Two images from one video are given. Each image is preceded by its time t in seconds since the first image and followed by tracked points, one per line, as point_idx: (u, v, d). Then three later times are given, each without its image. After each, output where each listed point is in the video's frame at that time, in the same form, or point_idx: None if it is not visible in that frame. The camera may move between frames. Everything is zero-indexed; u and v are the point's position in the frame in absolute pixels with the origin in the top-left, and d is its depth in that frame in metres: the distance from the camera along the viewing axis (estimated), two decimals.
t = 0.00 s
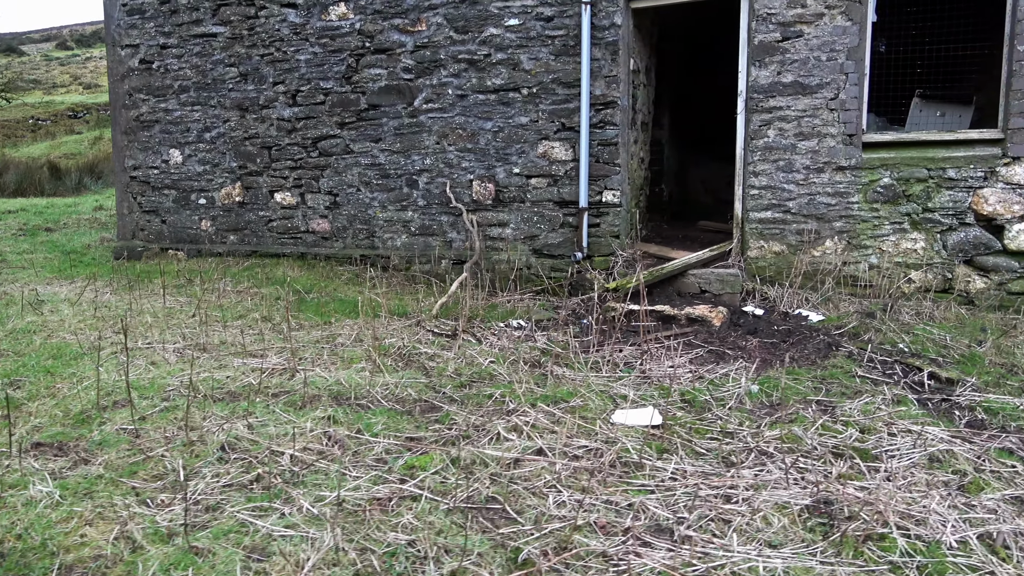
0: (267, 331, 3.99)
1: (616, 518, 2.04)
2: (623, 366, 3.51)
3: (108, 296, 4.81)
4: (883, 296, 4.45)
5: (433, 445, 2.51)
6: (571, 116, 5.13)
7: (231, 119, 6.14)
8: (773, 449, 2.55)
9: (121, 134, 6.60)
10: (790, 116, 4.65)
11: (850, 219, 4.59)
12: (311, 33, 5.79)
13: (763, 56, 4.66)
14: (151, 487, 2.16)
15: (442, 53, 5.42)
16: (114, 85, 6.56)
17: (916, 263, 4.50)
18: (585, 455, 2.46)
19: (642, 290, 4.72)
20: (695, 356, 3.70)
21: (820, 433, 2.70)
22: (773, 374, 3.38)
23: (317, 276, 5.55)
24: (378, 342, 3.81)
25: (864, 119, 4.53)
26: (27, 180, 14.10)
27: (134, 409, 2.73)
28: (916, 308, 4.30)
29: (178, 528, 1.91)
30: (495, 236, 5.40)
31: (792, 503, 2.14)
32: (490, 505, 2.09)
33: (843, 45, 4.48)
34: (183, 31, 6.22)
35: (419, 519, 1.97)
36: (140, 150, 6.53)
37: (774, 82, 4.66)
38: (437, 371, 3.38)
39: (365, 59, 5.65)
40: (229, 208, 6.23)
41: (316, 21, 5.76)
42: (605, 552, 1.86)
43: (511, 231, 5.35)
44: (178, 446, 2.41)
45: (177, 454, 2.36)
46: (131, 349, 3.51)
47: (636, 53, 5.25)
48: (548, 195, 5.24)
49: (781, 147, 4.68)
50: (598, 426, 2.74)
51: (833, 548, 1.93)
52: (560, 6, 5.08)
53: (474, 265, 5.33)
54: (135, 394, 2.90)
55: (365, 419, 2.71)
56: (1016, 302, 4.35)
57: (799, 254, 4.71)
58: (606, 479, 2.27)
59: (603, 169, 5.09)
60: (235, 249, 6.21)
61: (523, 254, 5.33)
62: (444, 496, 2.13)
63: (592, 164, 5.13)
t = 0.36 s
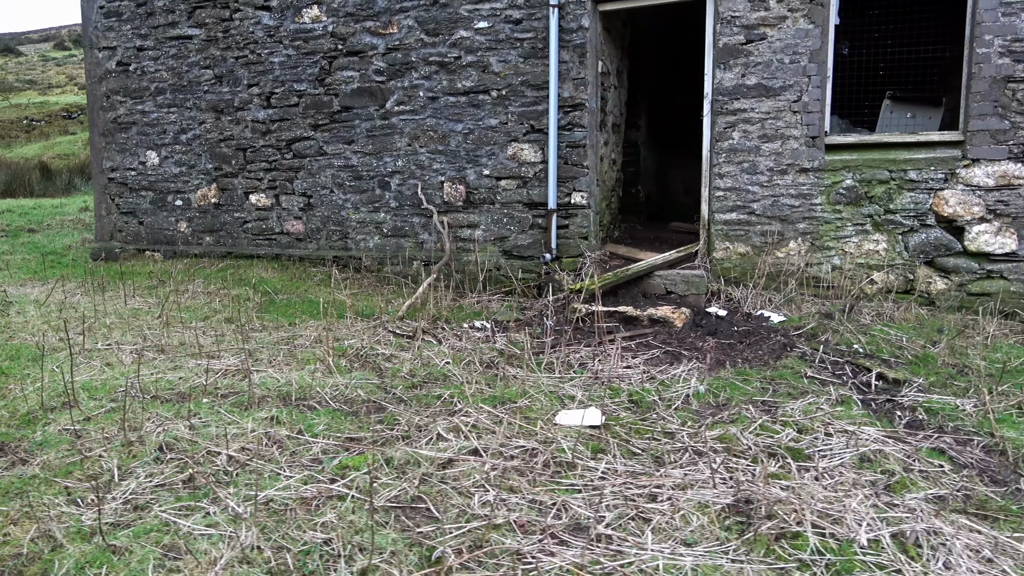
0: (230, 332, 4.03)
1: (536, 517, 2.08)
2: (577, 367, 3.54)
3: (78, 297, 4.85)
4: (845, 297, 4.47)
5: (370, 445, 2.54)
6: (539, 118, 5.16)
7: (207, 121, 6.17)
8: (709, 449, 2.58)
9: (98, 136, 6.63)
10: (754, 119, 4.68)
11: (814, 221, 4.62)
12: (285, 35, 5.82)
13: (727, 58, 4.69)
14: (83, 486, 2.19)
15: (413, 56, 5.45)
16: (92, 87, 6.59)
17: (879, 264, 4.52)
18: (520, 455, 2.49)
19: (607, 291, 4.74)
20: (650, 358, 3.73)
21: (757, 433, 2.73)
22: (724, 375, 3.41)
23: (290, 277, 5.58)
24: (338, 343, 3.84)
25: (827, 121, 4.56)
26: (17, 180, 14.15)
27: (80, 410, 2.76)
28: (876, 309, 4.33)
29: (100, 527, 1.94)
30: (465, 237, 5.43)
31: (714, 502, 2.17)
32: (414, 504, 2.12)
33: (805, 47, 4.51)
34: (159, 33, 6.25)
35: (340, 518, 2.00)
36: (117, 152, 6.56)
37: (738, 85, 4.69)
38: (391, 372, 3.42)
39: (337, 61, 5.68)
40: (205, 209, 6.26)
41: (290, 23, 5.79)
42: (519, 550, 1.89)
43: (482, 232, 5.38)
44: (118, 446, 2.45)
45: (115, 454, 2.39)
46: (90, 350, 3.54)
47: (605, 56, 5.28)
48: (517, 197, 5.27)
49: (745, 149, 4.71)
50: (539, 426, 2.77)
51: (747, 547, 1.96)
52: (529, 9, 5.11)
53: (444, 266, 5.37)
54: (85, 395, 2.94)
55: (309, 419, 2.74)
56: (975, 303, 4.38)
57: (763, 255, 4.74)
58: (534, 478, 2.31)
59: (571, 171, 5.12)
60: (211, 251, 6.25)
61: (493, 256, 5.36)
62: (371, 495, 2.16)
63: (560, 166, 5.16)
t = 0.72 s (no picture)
0: (199, 331, 4.09)
1: (468, 511, 2.14)
2: (536, 366, 3.61)
3: (54, 297, 4.91)
4: (808, 297, 4.54)
5: (319, 442, 2.61)
6: (511, 120, 5.22)
7: (187, 123, 6.24)
8: (649, 446, 2.64)
9: (81, 138, 6.69)
10: (721, 121, 4.74)
11: (779, 222, 4.68)
12: (263, 38, 5.89)
13: (694, 62, 4.76)
14: (31, 480, 2.25)
15: (388, 58, 5.51)
16: (74, 89, 6.65)
17: (842, 265, 4.58)
18: (463, 452, 2.55)
19: (575, 292, 4.80)
20: (610, 357, 3.79)
21: (700, 431, 2.79)
22: (678, 374, 3.48)
23: (267, 278, 5.65)
24: (303, 342, 3.90)
25: (792, 124, 4.62)
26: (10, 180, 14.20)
27: (38, 408, 2.82)
28: (838, 309, 4.40)
29: (41, 520, 2.00)
30: (439, 238, 5.50)
31: (643, 497, 2.23)
32: (351, 499, 2.19)
33: (770, 51, 4.57)
34: (140, 36, 6.31)
35: (276, 511, 2.07)
36: (99, 153, 6.62)
37: (705, 88, 4.76)
38: (351, 371, 3.48)
39: (314, 64, 5.74)
40: (185, 210, 6.33)
41: (268, 26, 5.86)
42: (444, 542, 1.96)
43: (455, 233, 5.44)
44: (70, 443, 2.51)
45: (66, 451, 2.45)
46: (57, 349, 3.60)
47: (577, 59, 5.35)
48: (490, 198, 5.33)
49: (712, 151, 4.78)
50: (487, 423, 2.83)
51: (667, 539, 2.02)
52: (501, 12, 5.18)
53: (418, 267, 5.43)
54: (45, 393, 3.00)
55: (262, 417, 2.81)
56: (936, 303, 4.44)
57: (730, 256, 4.80)
58: (473, 474, 2.38)
59: (543, 173, 5.19)
60: (190, 251, 6.31)
61: (467, 256, 5.42)
62: (310, 490, 2.23)
63: (532, 168, 5.23)
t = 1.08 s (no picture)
0: (170, 329, 4.12)
1: (409, 505, 2.16)
2: (500, 364, 3.63)
3: (29, 295, 4.93)
4: (779, 296, 4.56)
5: (272, 438, 2.64)
6: (488, 120, 5.25)
7: (169, 123, 6.27)
8: (600, 442, 2.67)
9: (64, 137, 6.71)
10: (693, 121, 4.77)
11: (750, 222, 4.71)
12: (243, 38, 5.92)
13: (667, 62, 4.78)
14: None
15: (366, 58, 5.54)
16: (57, 88, 6.67)
17: (812, 264, 4.61)
18: (415, 448, 2.58)
19: (548, 291, 4.83)
20: (576, 355, 3.82)
21: (652, 427, 2.82)
22: (640, 372, 3.50)
23: (246, 276, 5.68)
24: (272, 340, 3.93)
25: (763, 124, 4.65)
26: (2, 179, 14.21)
27: None
28: (807, 308, 4.42)
29: None
30: (417, 237, 5.52)
31: (585, 492, 2.26)
32: (295, 493, 2.22)
33: (741, 52, 4.60)
34: (122, 36, 6.34)
35: (218, 505, 2.10)
36: (82, 152, 6.64)
37: (678, 88, 4.78)
38: (316, 368, 3.51)
39: (294, 64, 5.77)
40: (167, 209, 6.36)
41: (248, 26, 5.88)
42: (381, 536, 1.98)
43: (433, 232, 5.47)
44: (24, 439, 2.53)
45: (19, 446, 2.47)
46: (25, 346, 3.63)
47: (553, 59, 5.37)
48: (466, 197, 5.36)
49: (685, 151, 4.81)
50: (442, 420, 2.85)
51: (603, 533, 2.05)
52: (477, 13, 5.20)
53: (395, 266, 5.46)
54: (7, 390, 3.02)
55: (219, 414, 2.84)
56: (905, 302, 4.47)
57: (702, 255, 4.83)
58: (420, 469, 2.40)
59: (518, 172, 5.22)
60: (172, 250, 6.34)
61: (444, 255, 5.45)
62: (256, 485, 2.26)
63: (508, 167, 5.26)
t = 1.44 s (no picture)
0: (134, 328, 4.14)
1: (337, 500, 2.18)
2: (457, 362, 3.65)
3: None
4: (743, 294, 4.58)
5: (214, 435, 2.66)
6: (457, 119, 5.27)
7: (144, 122, 6.29)
8: (540, 438, 2.69)
9: (41, 137, 6.73)
10: (659, 120, 4.78)
11: (716, 220, 4.73)
12: (217, 38, 5.93)
13: (633, 61, 4.80)
14: None
15: (338, 58, 5.55)
16: (34, 88, 6.69)
17: (777, 262, 4.63)
18: (354, 444, 2.60)
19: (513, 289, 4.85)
20: (534, 352, 3.84)
21: (596, 423, 2.84)
22: (595, 369, 3.53)
23: (219, 275, 5.70)
24: (233, 339, 3.95)
25: (728, 122, 4.66)
26: None
27: None
28: (770, 306, 4.44)
29: None
30: (389, 236, 5.54)
31: (514, 487, 2.27)
32: (226, 489, 2.24)
33: (706, 51, 4.61)
34: (98, 36, 6.35)
35: (146, 500, 2.12)
36: (59, 152, 6.66)
37: (644, 87, 4.80)
38: (273, 366, 3.53)
39: (267, 64, 5.79)
40: (143, 209, 6.38)
41: (221, 26, 5.90)
42: (302, 530, 2.00)
43: (404, 231, 5.49)
44: None
45: None
46: None
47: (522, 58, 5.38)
48: (437, 196, 5.38)
49: (651, 150, 4.82)
50: (387, 416, 2.87)
51: (525, 528, 2.07)
52: (447, 12, 5.22)
53: (367, 264, 5.48)
54: None
55: (166, 411, 2.86)
56: (868, 300, 4.49)
57: (669, 253, 4.85)
58: (355, 464, 2.42)
59: (488, 171, 5.24)
60: (148, 249, 6.36)
61: (415, 254, 5.47)
62: (189, 481, 2.28)
63: (478, 166, 5.27)
